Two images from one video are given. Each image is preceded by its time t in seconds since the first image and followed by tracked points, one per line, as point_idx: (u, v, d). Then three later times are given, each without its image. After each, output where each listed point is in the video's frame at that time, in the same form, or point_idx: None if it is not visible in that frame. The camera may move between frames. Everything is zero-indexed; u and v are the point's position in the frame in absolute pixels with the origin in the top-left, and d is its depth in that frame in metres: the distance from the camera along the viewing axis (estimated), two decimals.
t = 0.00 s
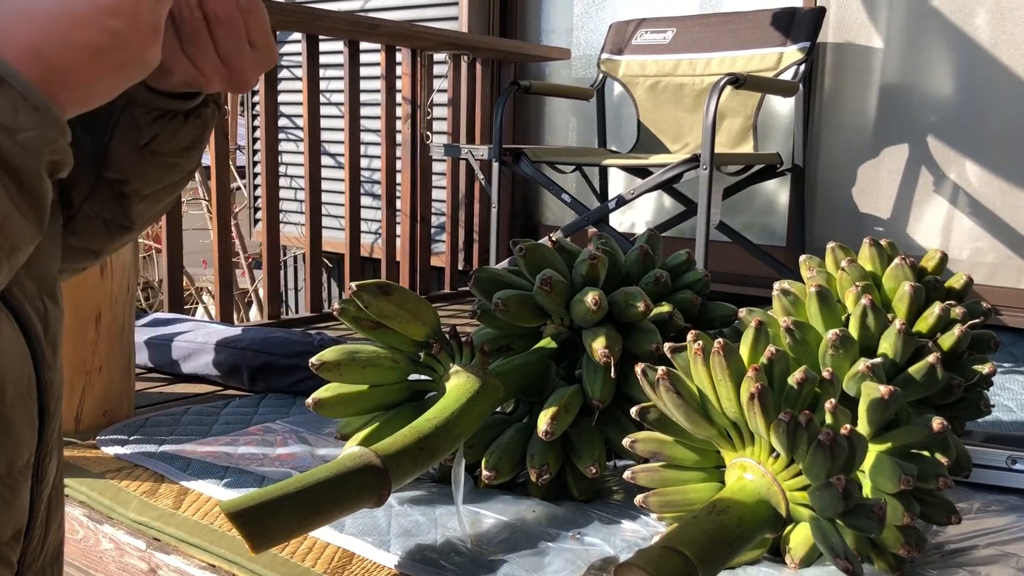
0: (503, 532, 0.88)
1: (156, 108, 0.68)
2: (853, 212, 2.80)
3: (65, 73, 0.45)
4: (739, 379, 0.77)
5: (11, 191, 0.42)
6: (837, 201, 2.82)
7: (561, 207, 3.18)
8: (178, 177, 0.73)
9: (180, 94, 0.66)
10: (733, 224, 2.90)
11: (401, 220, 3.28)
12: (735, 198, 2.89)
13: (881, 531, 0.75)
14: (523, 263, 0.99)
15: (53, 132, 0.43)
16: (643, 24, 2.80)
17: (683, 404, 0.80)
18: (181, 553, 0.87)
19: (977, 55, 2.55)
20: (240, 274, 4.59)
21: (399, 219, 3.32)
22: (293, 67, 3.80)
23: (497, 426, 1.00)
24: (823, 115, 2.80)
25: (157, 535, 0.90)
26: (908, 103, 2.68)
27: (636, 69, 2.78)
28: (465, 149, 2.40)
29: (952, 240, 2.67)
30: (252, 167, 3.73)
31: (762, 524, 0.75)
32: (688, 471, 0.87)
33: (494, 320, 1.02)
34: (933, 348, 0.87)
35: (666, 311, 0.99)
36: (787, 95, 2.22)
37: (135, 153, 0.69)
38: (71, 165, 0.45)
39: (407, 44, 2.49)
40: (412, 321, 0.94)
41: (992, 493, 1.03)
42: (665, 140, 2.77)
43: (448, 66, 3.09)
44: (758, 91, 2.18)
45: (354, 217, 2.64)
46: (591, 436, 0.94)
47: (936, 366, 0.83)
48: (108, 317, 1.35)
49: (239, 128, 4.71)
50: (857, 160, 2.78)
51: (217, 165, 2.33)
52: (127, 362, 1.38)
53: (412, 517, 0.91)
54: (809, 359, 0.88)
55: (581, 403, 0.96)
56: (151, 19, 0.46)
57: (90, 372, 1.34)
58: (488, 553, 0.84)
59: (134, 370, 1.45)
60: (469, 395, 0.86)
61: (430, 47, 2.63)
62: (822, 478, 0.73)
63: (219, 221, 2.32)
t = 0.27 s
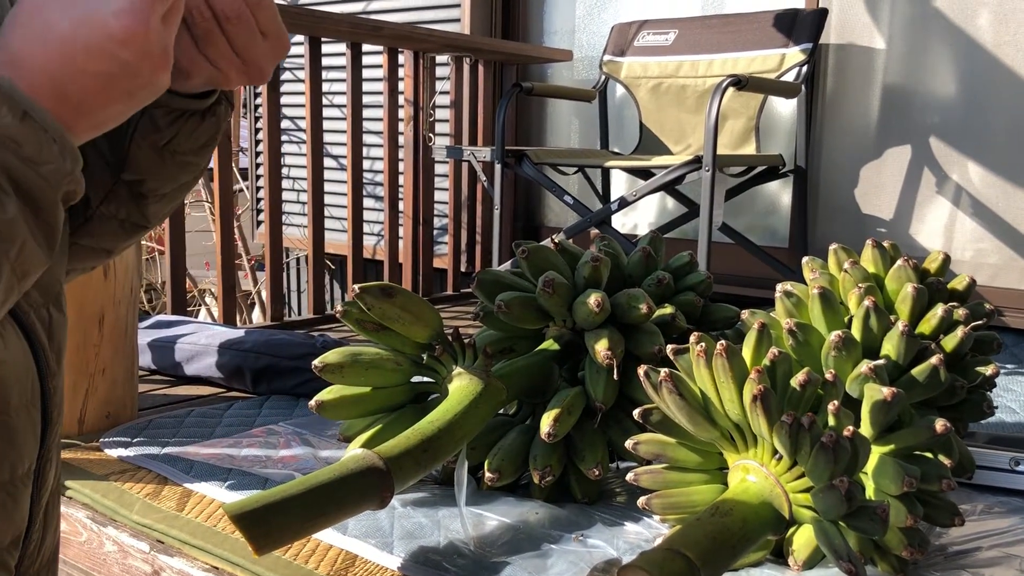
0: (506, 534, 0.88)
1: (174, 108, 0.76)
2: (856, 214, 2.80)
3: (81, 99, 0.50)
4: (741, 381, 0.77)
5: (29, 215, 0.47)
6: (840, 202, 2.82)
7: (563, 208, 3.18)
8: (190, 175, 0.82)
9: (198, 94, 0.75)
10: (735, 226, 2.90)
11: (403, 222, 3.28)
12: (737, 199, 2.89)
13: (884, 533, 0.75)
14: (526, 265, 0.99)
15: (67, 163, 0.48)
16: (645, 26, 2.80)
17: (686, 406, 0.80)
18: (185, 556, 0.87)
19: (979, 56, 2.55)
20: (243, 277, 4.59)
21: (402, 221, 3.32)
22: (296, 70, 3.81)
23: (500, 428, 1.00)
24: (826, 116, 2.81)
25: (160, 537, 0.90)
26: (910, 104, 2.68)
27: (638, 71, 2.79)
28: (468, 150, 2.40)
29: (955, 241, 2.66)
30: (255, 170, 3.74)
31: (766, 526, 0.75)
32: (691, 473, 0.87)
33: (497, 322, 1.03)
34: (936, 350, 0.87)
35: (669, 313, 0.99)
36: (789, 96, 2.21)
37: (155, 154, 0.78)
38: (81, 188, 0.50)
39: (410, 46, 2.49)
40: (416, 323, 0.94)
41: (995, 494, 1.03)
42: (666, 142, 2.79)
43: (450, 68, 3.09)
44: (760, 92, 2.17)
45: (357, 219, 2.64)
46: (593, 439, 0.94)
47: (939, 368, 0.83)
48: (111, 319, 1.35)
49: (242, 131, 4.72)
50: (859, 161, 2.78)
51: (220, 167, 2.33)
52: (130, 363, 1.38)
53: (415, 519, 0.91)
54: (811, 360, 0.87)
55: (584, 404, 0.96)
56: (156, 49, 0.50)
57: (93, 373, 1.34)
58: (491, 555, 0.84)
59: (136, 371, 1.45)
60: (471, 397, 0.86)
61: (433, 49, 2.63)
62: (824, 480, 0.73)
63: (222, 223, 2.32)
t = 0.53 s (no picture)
0: (515, 537, 0.88)
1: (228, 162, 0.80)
2: (866, 215, 2.79)
3: (148, 158, 0.51)
4: (751, 384, 0.77)
5: (83, 253, 0.48)
6: (849, 204, 2.81)
7: (572, 210, 3.18)
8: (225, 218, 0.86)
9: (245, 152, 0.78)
10: (745, 227, 2.89)
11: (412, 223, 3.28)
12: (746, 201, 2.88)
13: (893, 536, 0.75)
14: (534, 268, 1.00)
15: (124, 208, 0.49)
16: (654, 27, 2.80)
17: (695, 409, 0.80)
18: (196, 559, 0.88)
19: (990, 56, 2.53)
20: (252, 279, 4.60)
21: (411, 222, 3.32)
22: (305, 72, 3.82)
23: (509, 431, 1.00)
24: (835, 117, 2.80)
25: (171, 540, 0.90)
26: (920, 105, 2.67)
27: (646, 72, 2.78)
28: (476, 152, 2.40)
29: (965, 243, 2.65)
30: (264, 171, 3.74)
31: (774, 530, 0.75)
32: (701, 476, 0.87)
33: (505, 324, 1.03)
34: (946, 352, 0.86)
35: (678, 315, 0.99)
36: (798, 96, 2.21)
37: (203, 201, 0.83)
38: (135, 229, 0.51)
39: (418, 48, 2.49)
40: (424, 325, 0.95)
41: (1005, 496, 1.02)
42: (675, 143, 2.79)
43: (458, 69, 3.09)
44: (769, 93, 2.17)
45: (365, 220, 2.64)
46: (603, 441, 0.94)
47: (949, 371, 0.82)
48: (121, 322, 1.36)
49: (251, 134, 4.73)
50: (869, 162, 2.76)
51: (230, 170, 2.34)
52: (142, 366, 1.39)
53: (425, 522, 0.91)
54: (821, 363, 0.87)
55: (593, 407, 0.96)
56: (231, 127, 0.51)
57: (105, 376, 1.35)
58: (501, 558, 0.84)
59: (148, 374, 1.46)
60: (479, 402, 0.86)
61: (442, 51, 2.63)
62: (834, 484, 0.73)
63: (232, 225, 2.33)
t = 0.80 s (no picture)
0: (539, 547, 0.90)
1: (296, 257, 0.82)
2: (883, 222, 2.78)
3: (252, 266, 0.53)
4: (772, 400, 0.78)
5: (185, 335, 0.51)
6: (866, 210, 2.82)
7: (589, 217, 3.19)
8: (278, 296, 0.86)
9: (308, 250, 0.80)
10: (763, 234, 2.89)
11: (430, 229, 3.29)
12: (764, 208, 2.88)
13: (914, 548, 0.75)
14: (556, 280, 1.01)
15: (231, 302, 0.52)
16: (671, 35, 2.80)
17: (717, 424, 0.81)
18: (227, 567, 0.90)
19: (1008, 63, 2.53)
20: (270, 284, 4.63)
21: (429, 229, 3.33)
22: (324, 80, 3.86)
23: (531, 441, 1.02)
24: (853, 125, 2.80)
25: (202, 548, 0.92)
26: (937, 112, 2.66)
27: (664, 80, 2.78)
28: (494, 160, 2.42)
29: (983, 250, 2.64)
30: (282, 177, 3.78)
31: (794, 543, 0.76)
32: (722, 488, 0.88)
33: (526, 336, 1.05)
34: (965, 366, 0.87)
35: (698, 328, 1.00)
36: (816, 105, 2.21)
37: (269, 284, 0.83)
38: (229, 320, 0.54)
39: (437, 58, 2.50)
40: (448, 338, 0.97)
41: None
42: (692, 150, 2.79)
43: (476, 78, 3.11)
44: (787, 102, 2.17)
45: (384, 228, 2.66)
46: (624, 452, 0.96)
47: (968, 385, 0.83)
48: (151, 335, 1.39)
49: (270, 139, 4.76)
50: (887, 169, 2.76)
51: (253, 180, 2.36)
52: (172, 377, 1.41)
53: (450, 531, 0.93)
54: (840, 377, 0.88)
55: (615, 419, 0.98)
56: (335, 257, 0.56)
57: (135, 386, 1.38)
58: (526, 568, 0.86)
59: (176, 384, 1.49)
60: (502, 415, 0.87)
61: (460, 61, 2.64)
62: (855, 498, 0.74)
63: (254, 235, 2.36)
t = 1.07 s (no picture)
0: (569, 566, 0.90)
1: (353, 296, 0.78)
2: (907, 230, 2.76)
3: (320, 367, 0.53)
4: (805, 423, 0.78)
5: (256, 427, 0.50)
6: (891, 219, 2.79)
7: (610, 224, 3.19)
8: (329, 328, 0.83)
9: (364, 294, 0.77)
10: (787, 241, 2.87)
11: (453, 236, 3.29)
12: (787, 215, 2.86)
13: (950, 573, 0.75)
14: (584, 297, 1.01)
15: (299, 399, 0.51)
16: (693, 43, 2.80)
17: (749, 446, 0.81)
18: None
19: None
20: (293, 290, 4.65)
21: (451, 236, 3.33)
22: (346, 87, 3.88)
23: (560, 458, 1.02)
24: (877, 133, 2.75)
25: (236, 566, 0.94)
26: (963, 118, 2.63)
27: (687, 87, 2.77)
28: (517, 169, 2.42)
29: (1010, 258, 2.62)
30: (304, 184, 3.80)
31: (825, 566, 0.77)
32: (752, 507, 0.88)
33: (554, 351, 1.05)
34: (998, 386, 0.87)
35: (727, 344, 1.00)
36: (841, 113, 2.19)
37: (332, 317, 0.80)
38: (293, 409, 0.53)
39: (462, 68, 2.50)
40: (479, 358, 0.96)
41: None
42: (715, 156, 2.77)
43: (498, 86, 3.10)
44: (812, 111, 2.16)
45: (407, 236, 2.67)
46: (653, 469, 0.96)
47: (1001, 406, 0.83)
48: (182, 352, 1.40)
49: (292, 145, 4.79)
50: (910, 177, 2.73)
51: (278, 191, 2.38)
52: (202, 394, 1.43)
53: (480, 550, 0.94)
54: (871, 396, 0.88)
55: (644, 436, 0.98)
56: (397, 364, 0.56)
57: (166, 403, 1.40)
58: None
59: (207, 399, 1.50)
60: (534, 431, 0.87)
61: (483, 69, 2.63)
62: (889, 523, 0.73)
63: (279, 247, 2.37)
